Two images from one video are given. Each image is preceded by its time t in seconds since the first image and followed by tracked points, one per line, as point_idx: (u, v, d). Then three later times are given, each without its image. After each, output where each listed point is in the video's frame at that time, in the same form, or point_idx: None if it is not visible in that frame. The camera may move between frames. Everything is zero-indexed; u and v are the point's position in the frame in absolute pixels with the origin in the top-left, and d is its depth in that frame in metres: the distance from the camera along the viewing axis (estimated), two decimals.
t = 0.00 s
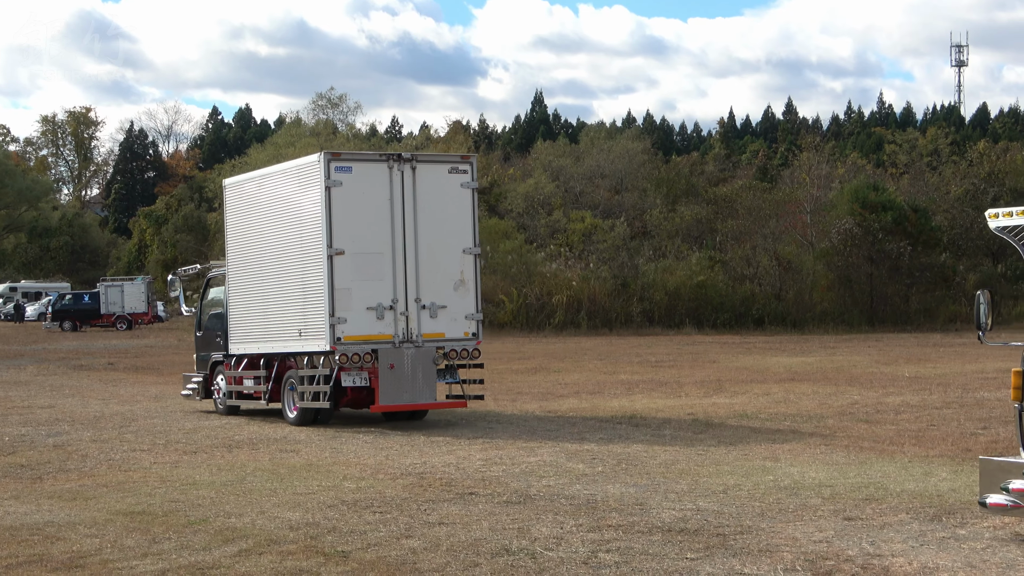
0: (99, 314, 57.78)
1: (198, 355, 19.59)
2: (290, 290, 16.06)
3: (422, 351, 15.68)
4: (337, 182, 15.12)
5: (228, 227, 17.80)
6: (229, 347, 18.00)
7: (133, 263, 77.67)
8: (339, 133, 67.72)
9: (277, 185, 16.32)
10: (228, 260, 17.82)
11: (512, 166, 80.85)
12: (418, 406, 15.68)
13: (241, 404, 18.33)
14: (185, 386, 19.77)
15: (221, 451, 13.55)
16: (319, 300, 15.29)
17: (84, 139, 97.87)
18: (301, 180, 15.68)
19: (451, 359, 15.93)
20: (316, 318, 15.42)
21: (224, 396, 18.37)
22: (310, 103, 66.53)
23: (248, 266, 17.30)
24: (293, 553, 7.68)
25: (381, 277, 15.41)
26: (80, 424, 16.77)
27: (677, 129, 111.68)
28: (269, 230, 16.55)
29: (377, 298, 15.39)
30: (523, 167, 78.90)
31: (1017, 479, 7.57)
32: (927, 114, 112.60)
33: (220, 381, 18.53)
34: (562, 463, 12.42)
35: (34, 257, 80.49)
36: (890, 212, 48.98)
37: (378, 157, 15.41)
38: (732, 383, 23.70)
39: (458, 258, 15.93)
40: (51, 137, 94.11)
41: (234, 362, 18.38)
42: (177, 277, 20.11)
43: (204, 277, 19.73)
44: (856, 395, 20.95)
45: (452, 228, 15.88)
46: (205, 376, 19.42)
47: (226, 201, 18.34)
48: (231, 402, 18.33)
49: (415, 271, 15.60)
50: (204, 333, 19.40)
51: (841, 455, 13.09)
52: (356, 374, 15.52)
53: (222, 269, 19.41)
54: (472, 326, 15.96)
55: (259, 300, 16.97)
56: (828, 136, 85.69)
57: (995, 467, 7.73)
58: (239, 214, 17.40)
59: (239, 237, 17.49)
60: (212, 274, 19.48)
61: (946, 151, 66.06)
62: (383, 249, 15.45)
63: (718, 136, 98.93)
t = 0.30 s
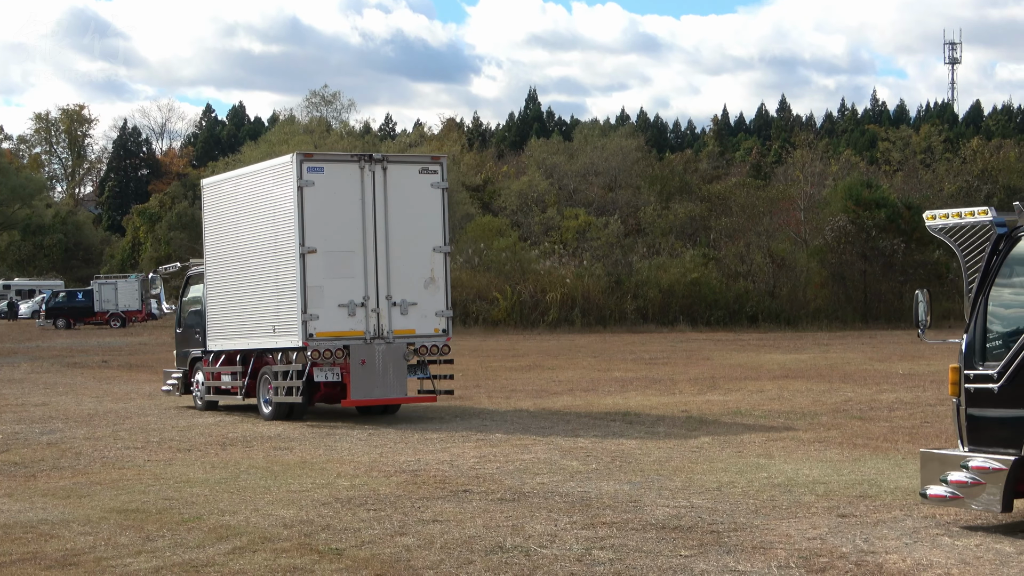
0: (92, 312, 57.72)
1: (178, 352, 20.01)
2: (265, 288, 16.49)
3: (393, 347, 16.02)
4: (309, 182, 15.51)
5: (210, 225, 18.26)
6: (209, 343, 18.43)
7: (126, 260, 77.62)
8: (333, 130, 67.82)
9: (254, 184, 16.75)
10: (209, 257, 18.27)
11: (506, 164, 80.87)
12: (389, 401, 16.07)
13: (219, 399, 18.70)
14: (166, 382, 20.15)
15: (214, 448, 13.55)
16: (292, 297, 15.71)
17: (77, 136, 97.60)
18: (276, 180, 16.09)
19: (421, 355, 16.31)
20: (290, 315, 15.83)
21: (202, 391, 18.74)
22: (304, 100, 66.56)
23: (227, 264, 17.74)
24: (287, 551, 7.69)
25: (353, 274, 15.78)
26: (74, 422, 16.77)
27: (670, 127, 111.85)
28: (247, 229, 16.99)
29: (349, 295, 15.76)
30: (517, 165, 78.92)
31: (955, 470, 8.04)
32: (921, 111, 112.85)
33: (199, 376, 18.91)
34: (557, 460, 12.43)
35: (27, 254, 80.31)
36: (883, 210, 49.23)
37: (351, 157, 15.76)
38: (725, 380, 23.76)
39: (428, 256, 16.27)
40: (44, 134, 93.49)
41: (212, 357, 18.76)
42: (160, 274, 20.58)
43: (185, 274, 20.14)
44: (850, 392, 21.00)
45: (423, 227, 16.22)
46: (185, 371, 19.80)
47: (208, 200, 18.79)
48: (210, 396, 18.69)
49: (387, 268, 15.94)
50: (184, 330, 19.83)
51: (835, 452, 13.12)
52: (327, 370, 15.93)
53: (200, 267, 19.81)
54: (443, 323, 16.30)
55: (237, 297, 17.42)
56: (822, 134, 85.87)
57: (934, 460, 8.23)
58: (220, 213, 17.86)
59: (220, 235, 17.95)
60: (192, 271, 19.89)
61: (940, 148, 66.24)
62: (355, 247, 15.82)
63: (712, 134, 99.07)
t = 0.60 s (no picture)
0: (87, 309, 57.58)
1: (158, 348, 20.35)
2: (242, 286, 16.86)
3: (367, 344, 16.45)
4: (285, 183, 15.89)
5: (187, 224, 18.61)
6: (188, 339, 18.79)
7: (121, 258, 77.33)
8: (329, 127, 67.72)
9: (231, 185, 17.11)
10: (187, 256, 18.63)
11: (501, 160, 80.76)
12: (362, 396, 16.44)
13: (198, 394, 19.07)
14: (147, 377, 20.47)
15: (209, 445, 13.56)
16: (267, 296, 16.08)
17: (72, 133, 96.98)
18: (252, 181, 16.45)
19: (395, 351, 16.74)
20: (266, 313, 16.21)
21: (182, 387, 19.12)
22: (299, 96, 66.49)
23: (205, 263, 18.10)
24: (282, 547, 7.70)
25: (327, 273, 16.20)
26: (68, 419, 16.75)
27: (666, 124, 111.77)
28: (223, 228, 17.35)
29: (324, 293, 16.17)
30: (512, 161, 78.83)
31: (903, 461, 8.53)
32: (917, 108, 112.86)
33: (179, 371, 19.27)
34: (553, 457, 12.44)
35: (22, 251, 79.97)
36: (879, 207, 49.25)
37: (326, 159, 16.17)
38: (720, 377, 23.78)
39: (401, 256, 16.71)
40: (38, 130, 93.40)
41: (191, 353, 19.11)
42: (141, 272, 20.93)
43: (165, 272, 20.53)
44: (844, 388, 21.05)
45: (396, 227, 16.66)
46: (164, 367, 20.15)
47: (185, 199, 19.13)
48: (189, 391, 19.06)
49: (361, 267, 16.38)
50: (163, 326, 20.18)
51: (830, 449, 13.15)
52: (303, 366, 16.21)
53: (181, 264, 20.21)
54: (415, 320, 16.77)
55: (214, 295, 17.77)
56: (818, 131, 85.75)
57: (885, 451, 8.72)
58: (197, 212, 18.22)
59: (197, 232, 18.29)
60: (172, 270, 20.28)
61: (935, 145, 66.26)
62: (329, 247, 16.23)
63: (708, 130, 99.04)
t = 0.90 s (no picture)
0: (84, 306, 57.54)
1: (142, 344, 20.67)
2: (222, 282, 17.25)
3: (343, 339, 16.80)
4: (265, 182, 16.28)
5: (171, 222, 19.01)
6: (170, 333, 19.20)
7: (117, 255, 77.20)
8: (325, 124, 67.70)
9: (213, 183, 17.50)
10: (171, 253, 19.03)
11: (498, 157, 80.72)
12: (339, 390, 16.79)
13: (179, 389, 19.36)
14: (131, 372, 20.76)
15: (206, 442, 13.54)
16: (246, 291, 16.46)
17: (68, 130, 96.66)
18: (233, 179, 16.83)
19: (371, 347, 16.99)
20: (245, 307, 16.60)
21: (165, 380, 19.40)
22: (296, 93, 66.45)
23: (187, 259, 18.50)
24: (278, 544, 7.70)
25: (305, 270, 16.59)
26: (64, 415, 16.74)
27: (662, 121, 111.85)
28: (205, 225, 17.75)
29: (301, 289, 16.56)
30: (509, 158, 78.82)
31: (856, 451, 8.88)
32: (913, 104, 113.08)
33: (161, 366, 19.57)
34: (550, 454, 12.43)
35: (18, 248, 79.79)
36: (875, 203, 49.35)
37: (305, 159, 16.55)
38: (717, 374, 23.80)
39: (379, 254, 17.05)
40: (35, 128, 93.32)
41: (174, 348, 19.42)
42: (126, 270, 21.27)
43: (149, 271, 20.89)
44: (841, 385, 21.09)
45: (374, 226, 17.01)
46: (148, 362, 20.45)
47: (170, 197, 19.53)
48: (171, 386, 19.34)
49: (338, 264, 16.74)
50: (147, 323, 20.52)
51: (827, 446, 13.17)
52: (280, 361, 16.66)
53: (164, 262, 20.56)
54: (391, 317, 17.11)
55: (196, 291, 18.17)
56: (815, 128, 85.86)
57: (839, 442, 9.07)
58: (181, 210, 18.62)
59: (181, 228, 18.68)
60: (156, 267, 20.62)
61: (932, 141, 66.37)
62: (308, 244, 16.61)
63: (705, 127, 99.17)
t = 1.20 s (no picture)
0: (83, 303, 57.59)
1: (127, 343, 21.10)
2: (201, 281, 17.77)
3: (321, 335, 17.27)
4: (241, 182, 16.77)
5: (153, 224, 19.55)
6: (153, 331, 19.73)
7: (115, 252, 77.09)
8: (323, 121, 67.67)
9: (192, 186, 18.02)
10: (153, 254, 19.56)
11: (496, 154, 80.72)
12: (318, 384, 17.26)
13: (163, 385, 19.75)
14: (117, 370, 21.16)
15: (204, 440, 13.52)
16: (225, 289, 16.96)
17: (66, 127, 96.36)
18: (211, 180, 17.33)
19: (348, 343, 17.53)
20: (224, 306, 17.09)
21: (149, 377, 19.68)
22: (294, 90, 66.43)
23: (169, 260, 19.03)
24: (277, 541, 7.69)
25: (282, 268, 17.07)
26: (63, 413, 16.74)
27: (660, 118, 111.81)
28: (185, 227, 18.27)
29: (279, 287, 17.05)
30: (507, 155, 78.78)
31: (816, 442, 9.24)
32: (912, 101, 113.09)
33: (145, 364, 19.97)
34: (549, 451, 12.43)
35: (16, 245, 79.64)
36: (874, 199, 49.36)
37: (280, 160, 17.02)
38: (715, 371, 23.80)
39: (354, 251, 17.56)
40: (32, 125, 93.35)
41: (158, 346, 19.86)
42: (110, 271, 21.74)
43: (133, 271, 21.36)
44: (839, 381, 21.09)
45: (349, 224, 17.50)
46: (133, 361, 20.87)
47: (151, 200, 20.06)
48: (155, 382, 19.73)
49: (315, 262, 17.24)
50: (132, 322, 20.99)
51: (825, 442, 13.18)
52: (259, 356, 17.09)
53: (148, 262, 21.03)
54: (368, 313, 17.57)
55: (178, 291, 18.70)
56: (813, 124, 85.87)
57: (801, 432, 9.44)
58: (162, 212, 19.16)
59: (163, 229, 19.24)
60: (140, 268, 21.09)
61: (930, 138, 66.37)
62: (285, 242, 17.10)
63: (703, 124, 99.14)
